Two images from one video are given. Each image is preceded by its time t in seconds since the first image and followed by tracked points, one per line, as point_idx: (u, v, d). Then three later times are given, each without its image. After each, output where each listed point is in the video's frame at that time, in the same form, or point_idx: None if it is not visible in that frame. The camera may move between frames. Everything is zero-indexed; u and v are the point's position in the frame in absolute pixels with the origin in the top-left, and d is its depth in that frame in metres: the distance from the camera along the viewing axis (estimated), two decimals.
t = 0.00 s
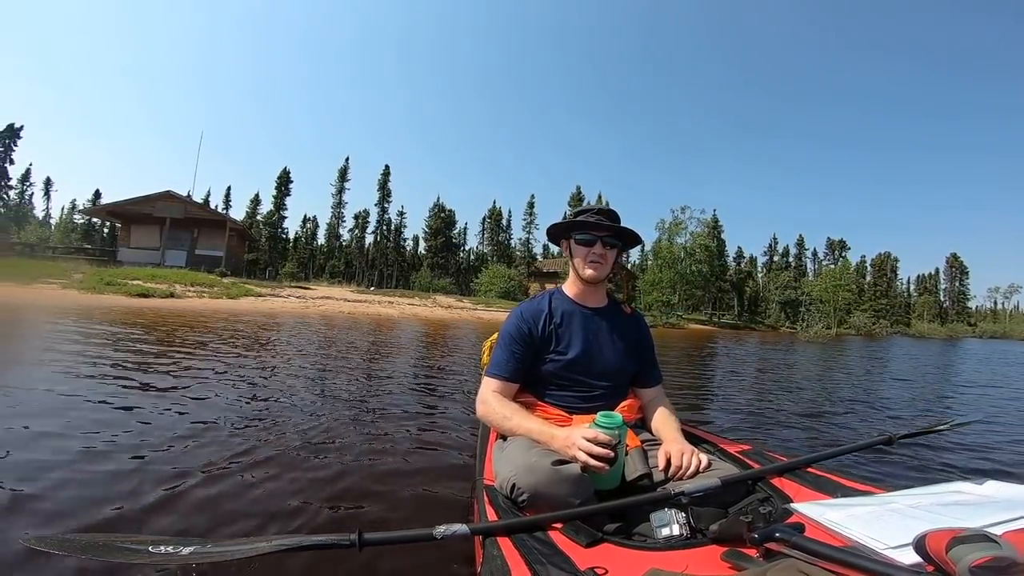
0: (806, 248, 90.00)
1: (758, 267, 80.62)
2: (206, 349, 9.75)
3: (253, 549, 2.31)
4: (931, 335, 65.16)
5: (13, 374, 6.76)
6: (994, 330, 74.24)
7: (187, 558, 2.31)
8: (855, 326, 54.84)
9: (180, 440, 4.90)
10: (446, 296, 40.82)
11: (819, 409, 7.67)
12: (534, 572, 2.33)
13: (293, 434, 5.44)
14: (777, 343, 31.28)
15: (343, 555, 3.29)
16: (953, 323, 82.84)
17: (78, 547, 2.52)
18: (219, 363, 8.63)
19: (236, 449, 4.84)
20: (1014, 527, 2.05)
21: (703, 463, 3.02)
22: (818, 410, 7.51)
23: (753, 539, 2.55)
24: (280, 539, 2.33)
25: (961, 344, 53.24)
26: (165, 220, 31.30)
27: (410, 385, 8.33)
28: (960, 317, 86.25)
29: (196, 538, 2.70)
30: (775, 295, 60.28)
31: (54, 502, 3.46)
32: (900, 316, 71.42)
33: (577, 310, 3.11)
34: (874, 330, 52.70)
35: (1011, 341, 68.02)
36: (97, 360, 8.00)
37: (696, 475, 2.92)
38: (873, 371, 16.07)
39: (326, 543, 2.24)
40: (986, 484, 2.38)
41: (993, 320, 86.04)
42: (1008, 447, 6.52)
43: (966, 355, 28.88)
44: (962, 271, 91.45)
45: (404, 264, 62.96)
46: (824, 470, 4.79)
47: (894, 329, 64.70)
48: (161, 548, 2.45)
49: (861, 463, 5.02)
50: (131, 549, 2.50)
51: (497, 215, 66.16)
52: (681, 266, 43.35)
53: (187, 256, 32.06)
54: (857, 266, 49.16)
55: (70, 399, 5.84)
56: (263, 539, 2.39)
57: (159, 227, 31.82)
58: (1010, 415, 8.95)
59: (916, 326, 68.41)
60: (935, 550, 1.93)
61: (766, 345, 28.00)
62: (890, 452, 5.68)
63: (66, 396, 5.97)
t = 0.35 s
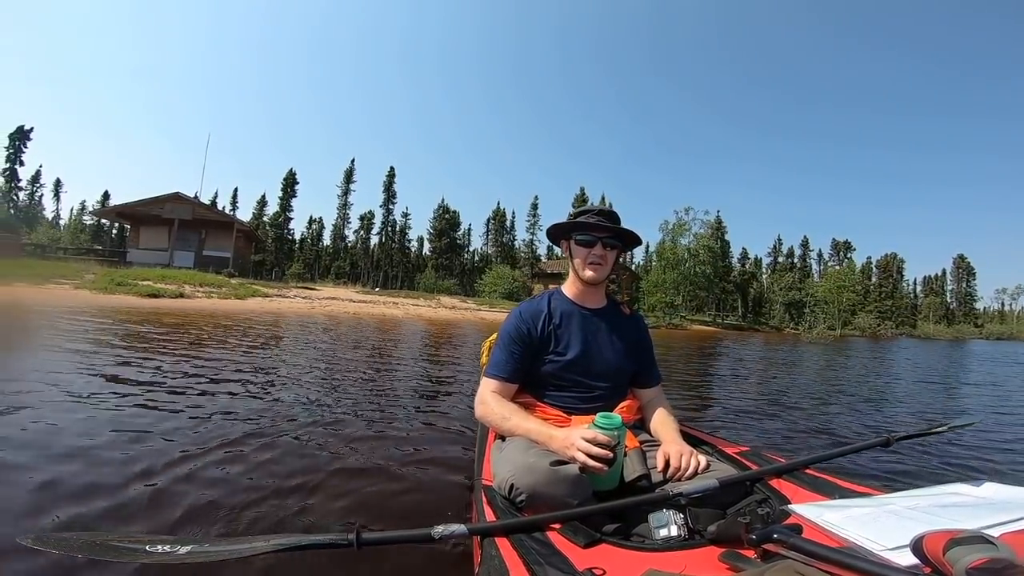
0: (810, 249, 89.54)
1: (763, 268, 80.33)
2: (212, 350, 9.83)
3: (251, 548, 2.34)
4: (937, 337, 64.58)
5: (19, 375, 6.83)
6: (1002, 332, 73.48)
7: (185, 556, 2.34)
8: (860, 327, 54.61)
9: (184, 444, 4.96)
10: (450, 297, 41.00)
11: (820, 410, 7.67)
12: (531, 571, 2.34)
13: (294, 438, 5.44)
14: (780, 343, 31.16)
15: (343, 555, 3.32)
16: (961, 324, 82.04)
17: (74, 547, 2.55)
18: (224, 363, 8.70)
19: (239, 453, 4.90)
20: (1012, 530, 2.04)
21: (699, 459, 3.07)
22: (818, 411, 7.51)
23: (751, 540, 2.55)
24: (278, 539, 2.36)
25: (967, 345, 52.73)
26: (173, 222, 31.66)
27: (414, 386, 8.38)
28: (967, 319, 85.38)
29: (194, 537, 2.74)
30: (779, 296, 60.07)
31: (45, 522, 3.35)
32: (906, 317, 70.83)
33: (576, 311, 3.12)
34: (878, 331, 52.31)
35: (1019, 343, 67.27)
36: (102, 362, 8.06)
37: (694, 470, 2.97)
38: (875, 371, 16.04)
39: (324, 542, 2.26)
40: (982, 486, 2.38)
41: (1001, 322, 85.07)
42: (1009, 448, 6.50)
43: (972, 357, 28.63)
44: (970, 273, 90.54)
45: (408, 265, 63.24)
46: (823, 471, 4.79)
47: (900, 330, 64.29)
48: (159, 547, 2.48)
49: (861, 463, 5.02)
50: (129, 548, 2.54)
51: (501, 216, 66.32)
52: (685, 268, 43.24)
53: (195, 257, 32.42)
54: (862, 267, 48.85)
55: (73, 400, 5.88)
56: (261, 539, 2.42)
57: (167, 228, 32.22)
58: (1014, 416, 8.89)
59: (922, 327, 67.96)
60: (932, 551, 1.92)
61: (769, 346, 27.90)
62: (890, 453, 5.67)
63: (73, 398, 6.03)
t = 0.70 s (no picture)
0: (814, 248, 89.08)
1: (767, 268, 79.95)
2: (218, 350, 9.91)
3: (252, 549, 2.36)
4: (943, 337, 64.06)
5: (26, 373, 6.89)
6: (1010, 332, 72.81)
7: (186, 557, 2.37)
8: (864, 327, 54.32)
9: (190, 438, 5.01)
10: (453, 297, 41.14)
11: (820, 410, 7.66)
12: (532, 572, 2.35)
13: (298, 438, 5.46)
14: (783, 343, 31.05)
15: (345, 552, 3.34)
16: (967, 324, 81.33)
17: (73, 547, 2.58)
18: (229, 364, 8.77)
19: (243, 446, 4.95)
20: (1013, 530, 2.03)
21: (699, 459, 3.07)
22: (818, 411, 7.50)
23: (752, 541, 2.55)
24: (279, 539, 2.38)
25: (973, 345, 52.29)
26: (180, 223, 31.96)
27: (417, 386, 8.42)
28: (974, 319, 84.62)
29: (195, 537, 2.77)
30: (783, 297, 59.76)
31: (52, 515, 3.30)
32: (912, 317, 70.33)
33: (575, 312, 3.14)
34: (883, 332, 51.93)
35: None
36: (107, 362, 8.12)
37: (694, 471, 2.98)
38: (876, 371, 15.99)
39: (324, 544, 2.27)
40: (983, 486, 2.37)
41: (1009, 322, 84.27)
42: (1010, 449, 6.48)
43: (976, 357, 28.44)
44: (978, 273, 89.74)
45: (412, 266, 63.46)
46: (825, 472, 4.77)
47: (905, 331, 63.80)
48: (159, 548, 2.50)
49: (861, 463, 5.01)
50: (130, 548, 2.57)
51: (505, 217, 66.44)
52: (688, 268, 43.10)
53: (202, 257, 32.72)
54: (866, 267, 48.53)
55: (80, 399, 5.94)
56: (262, 539, 2.44)
57: (174, 229, 32.53)
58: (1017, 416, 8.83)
59: (927, 327, 67.47)
60: (933, 552, 1.91)
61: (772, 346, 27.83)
62: (892, 453, 5.66)
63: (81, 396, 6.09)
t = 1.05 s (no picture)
0: (819, 248, 88.54)
1: (771, 269, 79.50)
2: (225, 350, 9.99)
3: (253, 551, 2.38)
4: (949, 338, 63.43)
5: (36, 373, 6.99)
6: (1017, 333, 72.02)
7: (188, 558, 2.41)
8: (867, 328, 53.88)
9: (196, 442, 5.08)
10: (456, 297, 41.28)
11: (821, 409, 7.63)
12: (533, 572, 2.36)
13: (302, 439, 5.48)
14: (786, 344, 30.90)
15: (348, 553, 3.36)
16: (975, 325, 80.48)
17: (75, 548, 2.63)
18: (236, 363, 8.84)
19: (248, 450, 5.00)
20: (1015, 528, 2.02)
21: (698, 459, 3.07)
22: (820, 410, 7.47)
23: (753, 539, 2.55)
24: (280, 540, 2.39)
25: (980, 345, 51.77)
26: (188, 224, 32.27)
27: (422, 386, 8.46)
28: (981, 320, 83.79)
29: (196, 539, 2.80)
30: (787, 297, 59.38)
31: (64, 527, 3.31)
32: (918, 318, 69.74)
33: (575, 311, 3.15)
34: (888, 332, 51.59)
35: None
36: (114, 361, 8.16)
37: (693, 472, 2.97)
38: (879, 371, 15.89)
39: (326, 544, 2.28)
40: (984, 484, 2.37)
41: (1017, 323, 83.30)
42: (1013, 448, 6.43)
43: (981, 358, 28.19)
44: (985, 274, 88.91)
45: (417, 266, 63.68)
46: (826, 471, 4.77)
47: (911, 332, 63.24)
48: (162, 548, 2.55)
49: (863, 462, 4.99)
50: (132, 548, 2.61)
51: (509, 217, 66.54)
52: (692, 268, 42.95)
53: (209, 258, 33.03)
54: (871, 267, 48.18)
55: (87, 400, 6.00)
56: (264, 540, 2.47)
57: (182, 230, 32.85)
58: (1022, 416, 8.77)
59: (932, 328, 66.85)
60: (935, 551, 1.91)
61: (775, 346, 27.70)
62: (895, 452, 5.63)
63: (89, 396, 6.16)
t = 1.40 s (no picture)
0: (823, 249, 88.14)
1: (774, 270, 79.09)
2: (230, 350, 10.05)
3: (253, 549, 2.39)
4: (954, 340, 62.98)
5: (43, 371, 7.05)
6: None
7: (187, 558, 2.41)
8: (870, 330, 53.54)
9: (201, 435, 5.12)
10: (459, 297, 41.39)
11: (822, 411, 7.60)
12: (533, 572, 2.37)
13: (305, 438, 5.51)
14: (788, 345, 30.82)
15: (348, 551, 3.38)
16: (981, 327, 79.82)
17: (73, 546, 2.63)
18: (240, 363, 8.89)
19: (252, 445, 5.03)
20: (1015, 528, 2.01)
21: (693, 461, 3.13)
22: (820, 412, 7.45)
23: (753, 539, 2.54)
24: (280, 539, 2.40)
25: (986, 347, 51.36)
26: (195, 224, 32.51)
27: (424, 386, 8.49)
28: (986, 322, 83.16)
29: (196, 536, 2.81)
30: (790, 298, 59.12)
31: (86, 516, 3.33)
32: (922, 319, 69.26)
33: (575, 310, 3.16)
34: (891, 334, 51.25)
35: None
36: (121, 360, 8.19)
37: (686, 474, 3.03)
38: (881, 372, 15.80)
39: (326, 544, 2.28)
40: (984, 485, 2.36)
41: None
42: (1015, 450, 6.39)
43: (983, 359, 28.05)
44: (990, 276, 88.29)
45: (420, 266, 63.88)
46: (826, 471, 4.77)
47: (915, 334, 62.76)
48: (161, 548, 2.55)
49: (863, 463, 4.97)
50: (131, 548, 2.62)
51: (512, 218, 66.65)
52: (694, 269, 42.87)
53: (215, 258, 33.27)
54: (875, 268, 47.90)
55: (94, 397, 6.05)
56: (264, 538, 2.47)
57: (188, 231, 33.09)
58: None
59: (936, 329, 66.31)
60: (934, 551, 1.90)
61: (777, 347, 27.64)
62: (895, 453, 5.63)
63: (96, 394, 6.21)
